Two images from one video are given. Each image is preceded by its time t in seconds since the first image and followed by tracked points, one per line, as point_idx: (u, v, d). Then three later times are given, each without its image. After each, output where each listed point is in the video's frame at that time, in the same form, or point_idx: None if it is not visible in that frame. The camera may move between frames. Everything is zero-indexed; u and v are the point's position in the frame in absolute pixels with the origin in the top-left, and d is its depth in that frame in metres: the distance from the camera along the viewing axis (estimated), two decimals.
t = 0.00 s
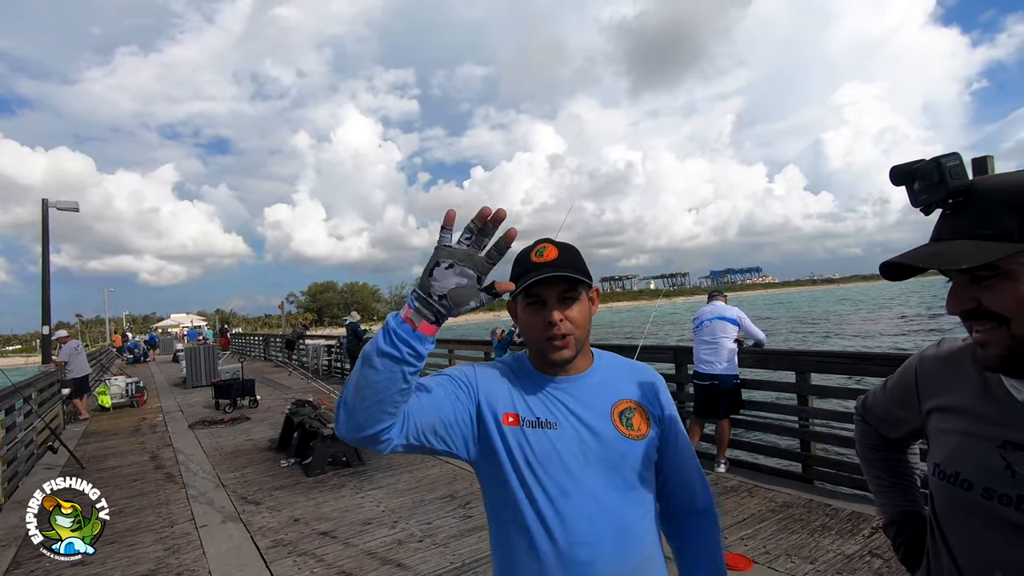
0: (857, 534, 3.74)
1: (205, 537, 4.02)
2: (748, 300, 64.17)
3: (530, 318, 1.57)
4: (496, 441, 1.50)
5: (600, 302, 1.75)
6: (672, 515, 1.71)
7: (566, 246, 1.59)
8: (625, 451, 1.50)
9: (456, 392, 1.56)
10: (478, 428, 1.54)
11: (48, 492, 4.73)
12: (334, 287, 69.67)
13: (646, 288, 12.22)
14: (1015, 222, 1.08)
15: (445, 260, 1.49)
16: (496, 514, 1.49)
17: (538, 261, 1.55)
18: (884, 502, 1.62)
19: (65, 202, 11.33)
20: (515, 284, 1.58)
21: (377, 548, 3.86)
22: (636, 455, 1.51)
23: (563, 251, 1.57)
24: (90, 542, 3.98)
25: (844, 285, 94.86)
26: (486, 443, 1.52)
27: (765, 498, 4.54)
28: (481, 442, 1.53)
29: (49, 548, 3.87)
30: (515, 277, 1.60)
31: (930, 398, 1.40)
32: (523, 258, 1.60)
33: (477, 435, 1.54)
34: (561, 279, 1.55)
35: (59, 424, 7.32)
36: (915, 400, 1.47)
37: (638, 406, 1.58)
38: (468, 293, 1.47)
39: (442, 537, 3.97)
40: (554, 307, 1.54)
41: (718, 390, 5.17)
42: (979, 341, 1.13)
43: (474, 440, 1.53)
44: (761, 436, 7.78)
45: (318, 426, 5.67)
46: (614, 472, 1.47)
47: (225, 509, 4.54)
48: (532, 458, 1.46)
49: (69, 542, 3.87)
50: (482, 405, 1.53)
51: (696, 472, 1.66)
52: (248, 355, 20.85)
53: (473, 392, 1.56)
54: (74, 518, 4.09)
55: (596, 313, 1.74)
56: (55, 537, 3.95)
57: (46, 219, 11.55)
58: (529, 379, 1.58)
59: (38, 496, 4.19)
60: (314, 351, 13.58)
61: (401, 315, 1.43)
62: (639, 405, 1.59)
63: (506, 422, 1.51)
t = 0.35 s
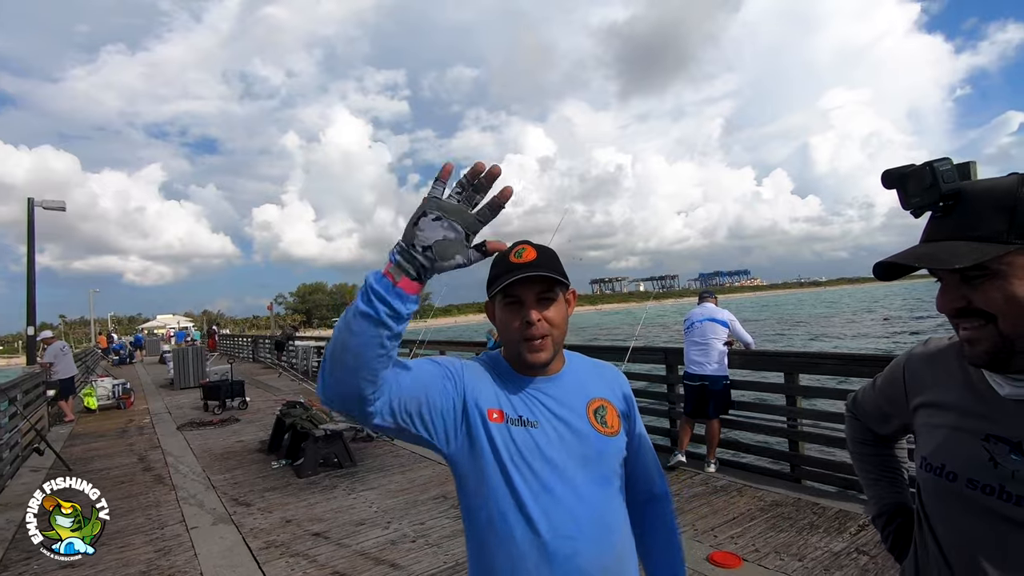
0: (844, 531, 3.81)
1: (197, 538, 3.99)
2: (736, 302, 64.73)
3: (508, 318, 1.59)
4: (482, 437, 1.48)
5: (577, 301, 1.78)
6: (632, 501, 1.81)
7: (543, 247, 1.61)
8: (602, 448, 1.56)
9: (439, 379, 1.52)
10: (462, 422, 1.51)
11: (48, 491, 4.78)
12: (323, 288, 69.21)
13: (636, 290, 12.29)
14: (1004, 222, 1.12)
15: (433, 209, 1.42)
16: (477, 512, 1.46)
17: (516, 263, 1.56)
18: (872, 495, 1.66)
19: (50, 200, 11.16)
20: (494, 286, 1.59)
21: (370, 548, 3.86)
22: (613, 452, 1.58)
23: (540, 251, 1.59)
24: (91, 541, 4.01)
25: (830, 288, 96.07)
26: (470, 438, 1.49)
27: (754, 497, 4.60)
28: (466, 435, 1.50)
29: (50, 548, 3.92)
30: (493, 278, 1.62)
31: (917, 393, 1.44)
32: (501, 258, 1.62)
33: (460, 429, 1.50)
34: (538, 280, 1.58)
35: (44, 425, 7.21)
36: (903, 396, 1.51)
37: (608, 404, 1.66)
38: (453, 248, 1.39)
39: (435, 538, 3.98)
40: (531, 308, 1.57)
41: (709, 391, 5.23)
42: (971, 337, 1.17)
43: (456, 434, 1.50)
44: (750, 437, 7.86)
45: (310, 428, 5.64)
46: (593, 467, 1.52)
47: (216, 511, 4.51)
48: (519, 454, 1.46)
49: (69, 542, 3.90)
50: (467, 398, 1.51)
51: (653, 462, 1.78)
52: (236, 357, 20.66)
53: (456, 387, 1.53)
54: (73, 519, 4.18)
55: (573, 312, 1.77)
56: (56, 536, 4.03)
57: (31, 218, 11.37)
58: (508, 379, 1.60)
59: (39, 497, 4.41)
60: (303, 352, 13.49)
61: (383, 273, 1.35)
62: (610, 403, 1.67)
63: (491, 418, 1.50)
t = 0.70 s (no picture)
0: (824, 529, 3.90)
1: (178, 549, 3.91)
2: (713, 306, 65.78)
3: (502, 327, 1.59)
4: (473, 443, 1.47)
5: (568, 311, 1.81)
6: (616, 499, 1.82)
7: (542, 259, 1.64)
8: (589, 452, 1.59)
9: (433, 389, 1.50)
10: (454, 429, 1.50)
11: (49, 492, 4.84)
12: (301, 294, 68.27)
13: (617, 295, 12.42)
14: None
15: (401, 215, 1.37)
16: (467, 515, 1.47)
17: (515, 271, 1.57)
18: (855, 491, 1.72)
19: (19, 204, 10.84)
20: (489, 293, 1.59)
21: (357, 555, 3.82)
22: (598, 455, 1.61)
23: (539, 263, 1.61)
24: (90, 541, 4.08)
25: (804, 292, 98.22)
26: (461, 444, 1.49)
27: (736, 498, 4.68)
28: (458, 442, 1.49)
29: (50, 548, 3.99)
30: (490, 285, 1.61)
31: (894, 393, 1.49)
32: (500, 266, 1.62)
33: (452, 436, 1.49)
34: (536, 289, 1.59)
35: (13, 436, 6.98)
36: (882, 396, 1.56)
37: (595, 408, 1.69)
38: (425, 221, 1.39)
39: (422, 543, 3.96)
40: (527, 317, 1.58)
41: (691, 394, 5.31)
42: (987, 332, 1.18)
43: (448, 440, 1.49)
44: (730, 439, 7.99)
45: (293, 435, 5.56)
46: (580, 470, 1.56)
47: (197, 520, 4.42)
48: (510, 458, 1.48)
49: (69, 542, 3.98)
50: (457, 404, 1.50)
51: (637, 461, 1.81)
52: (213, 364, 20.27)
53: (447, 394, 1.51)
54: (72, 518, 4.24)
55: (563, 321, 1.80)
56: (56, 536, 4.09)
57: None
58: (498, 385, 1.60)
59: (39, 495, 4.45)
60: (283, 359, 13.30)
61: (366, 275, 1.34)
62: (596, 407, 1.70)
63: (482, 425, 1.49)
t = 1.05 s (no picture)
0: (790, 523, 4.03)
1: (144, 561, 3.80)
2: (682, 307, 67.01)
3: (498, 327, 1.61)
4: (450, 480, 1.53)
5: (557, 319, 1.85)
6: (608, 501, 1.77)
7: (540, 266, 1.69)
8: (570, 461, 1.57)
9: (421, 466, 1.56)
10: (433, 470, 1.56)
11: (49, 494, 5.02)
12: (269, 298, 66.77)
13: (589, 297, 12.55)
14: (999, 225, 1.26)
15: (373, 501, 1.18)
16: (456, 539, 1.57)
17: (515, 274, 1.62)
18: (817, 482, 1.79)
19: None
20: (488, 293, 1.62)
21: (331, 562, 3.77)
22: (580, 463, 1.59)
23: (538, 268, 1.66)
24: (90, 541, 4.15)
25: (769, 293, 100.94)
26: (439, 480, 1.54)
27: (707, 494, 4.79)
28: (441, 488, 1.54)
29: (49, 548, 4.07)
30: (487, 287, 1.64)
31: (853, 389, 1.55)
32: (498, 268, 1.66)
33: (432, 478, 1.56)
34: (533, 293, 1.64)
35: None
36: (841, 392, 1.63)
37: (581, 414, 1.65)
38: None
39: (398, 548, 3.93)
40: (523, 319, 1.61)
41: (663, 394, 5.41)
42: (949, 327, 1.25)
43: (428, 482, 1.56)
44: (701, 437, 8.15)
45: (263, 441, 5.45)
46: (560, 481, 1.55)
47: (164, 531, 4.30)
48: (485, 487, 1.51)
49: (69, 542, 4.05)
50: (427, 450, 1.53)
51: (629, 460, 1.75)
52: (177, 371, 19.65)
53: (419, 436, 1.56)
54: (73, 519, 4.33)
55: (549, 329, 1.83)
56: (56, 536, 4.17)
57: None
58: (479, 397, 1.61)
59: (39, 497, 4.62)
60: (251, 364, 13.01)
61: None
62: (581, 412, 1.66)
63: (454, 460, 1.52)
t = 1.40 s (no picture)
0: (753, 519, 4.15)
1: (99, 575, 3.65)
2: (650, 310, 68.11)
3: (508, 322, 1.62)
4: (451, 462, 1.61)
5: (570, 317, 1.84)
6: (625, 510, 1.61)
7: (551, 262, 1.68)
8: (566, 462, 1.52)
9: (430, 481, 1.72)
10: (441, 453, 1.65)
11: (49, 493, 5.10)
12: (232, 302, 64.94)
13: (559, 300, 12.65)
14: (940, 230, 1.35)
15: None
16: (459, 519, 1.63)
17: (525, 269, 1.62)
18: (773, 476, 1.87)
19: None
20: (499, 288, 1.63)
21: (297, 571, 3.70)
22: (579, 466, 1.52)
23: (548, 263, 1.66)
24: (89, 541, 4.19)
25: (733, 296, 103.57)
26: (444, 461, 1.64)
27: (674, 493, 4.88)
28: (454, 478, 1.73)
29: (50, 548, 4.12)
30: (497, 282, 1.65)
31: (808, 386, 1.62)
32: (508, 264, 1.67)
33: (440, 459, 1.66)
34: (543, 288, 1.63)
35: None
36: (795, 389, 1.71)
37: (589, 416, 1.57)
38: None
39: (367, 554, 3.89)
40: (532, 314, 1.61)
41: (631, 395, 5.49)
42: (895, 325, 1.33)
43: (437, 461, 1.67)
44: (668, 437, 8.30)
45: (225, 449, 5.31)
46: (554, 481, 1.51)
47: (121, 544, 4.15)
48: (480, 475, 1.55)
49: (69, 542, 4.09)
50: (436, 431, 1.63)
51: (648, 467, 1.59)
52: (135, 378, 18.93)
53: (431, 417, 1.67)
54: (73, 519, 4.36)
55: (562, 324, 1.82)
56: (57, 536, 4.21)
57: None
58: (488, 389, 1.63)
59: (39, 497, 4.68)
60: (214, 370, 12.64)
61: None
62: (589, 414, 1.57)
63: (455, 442, 1.60)
